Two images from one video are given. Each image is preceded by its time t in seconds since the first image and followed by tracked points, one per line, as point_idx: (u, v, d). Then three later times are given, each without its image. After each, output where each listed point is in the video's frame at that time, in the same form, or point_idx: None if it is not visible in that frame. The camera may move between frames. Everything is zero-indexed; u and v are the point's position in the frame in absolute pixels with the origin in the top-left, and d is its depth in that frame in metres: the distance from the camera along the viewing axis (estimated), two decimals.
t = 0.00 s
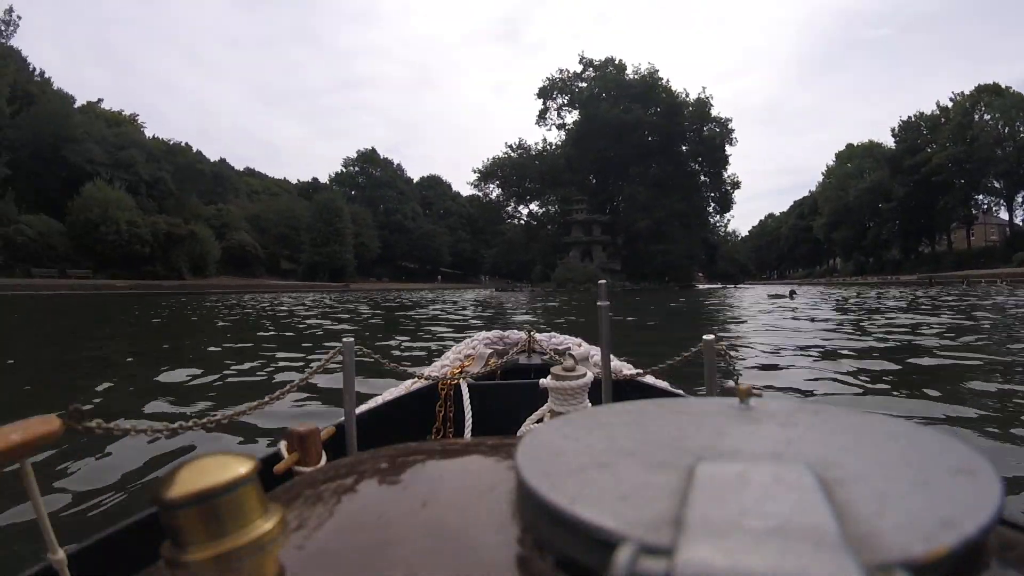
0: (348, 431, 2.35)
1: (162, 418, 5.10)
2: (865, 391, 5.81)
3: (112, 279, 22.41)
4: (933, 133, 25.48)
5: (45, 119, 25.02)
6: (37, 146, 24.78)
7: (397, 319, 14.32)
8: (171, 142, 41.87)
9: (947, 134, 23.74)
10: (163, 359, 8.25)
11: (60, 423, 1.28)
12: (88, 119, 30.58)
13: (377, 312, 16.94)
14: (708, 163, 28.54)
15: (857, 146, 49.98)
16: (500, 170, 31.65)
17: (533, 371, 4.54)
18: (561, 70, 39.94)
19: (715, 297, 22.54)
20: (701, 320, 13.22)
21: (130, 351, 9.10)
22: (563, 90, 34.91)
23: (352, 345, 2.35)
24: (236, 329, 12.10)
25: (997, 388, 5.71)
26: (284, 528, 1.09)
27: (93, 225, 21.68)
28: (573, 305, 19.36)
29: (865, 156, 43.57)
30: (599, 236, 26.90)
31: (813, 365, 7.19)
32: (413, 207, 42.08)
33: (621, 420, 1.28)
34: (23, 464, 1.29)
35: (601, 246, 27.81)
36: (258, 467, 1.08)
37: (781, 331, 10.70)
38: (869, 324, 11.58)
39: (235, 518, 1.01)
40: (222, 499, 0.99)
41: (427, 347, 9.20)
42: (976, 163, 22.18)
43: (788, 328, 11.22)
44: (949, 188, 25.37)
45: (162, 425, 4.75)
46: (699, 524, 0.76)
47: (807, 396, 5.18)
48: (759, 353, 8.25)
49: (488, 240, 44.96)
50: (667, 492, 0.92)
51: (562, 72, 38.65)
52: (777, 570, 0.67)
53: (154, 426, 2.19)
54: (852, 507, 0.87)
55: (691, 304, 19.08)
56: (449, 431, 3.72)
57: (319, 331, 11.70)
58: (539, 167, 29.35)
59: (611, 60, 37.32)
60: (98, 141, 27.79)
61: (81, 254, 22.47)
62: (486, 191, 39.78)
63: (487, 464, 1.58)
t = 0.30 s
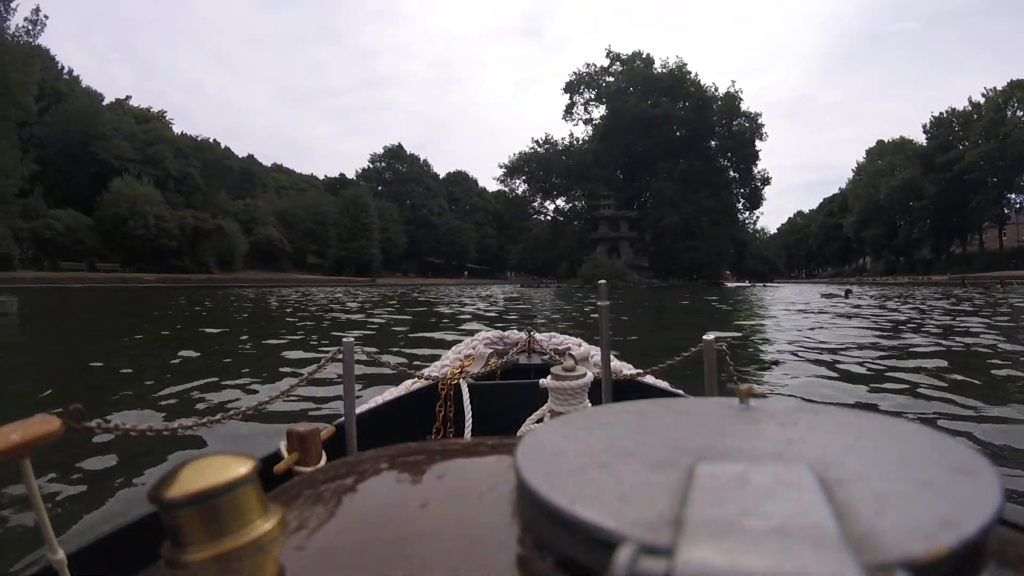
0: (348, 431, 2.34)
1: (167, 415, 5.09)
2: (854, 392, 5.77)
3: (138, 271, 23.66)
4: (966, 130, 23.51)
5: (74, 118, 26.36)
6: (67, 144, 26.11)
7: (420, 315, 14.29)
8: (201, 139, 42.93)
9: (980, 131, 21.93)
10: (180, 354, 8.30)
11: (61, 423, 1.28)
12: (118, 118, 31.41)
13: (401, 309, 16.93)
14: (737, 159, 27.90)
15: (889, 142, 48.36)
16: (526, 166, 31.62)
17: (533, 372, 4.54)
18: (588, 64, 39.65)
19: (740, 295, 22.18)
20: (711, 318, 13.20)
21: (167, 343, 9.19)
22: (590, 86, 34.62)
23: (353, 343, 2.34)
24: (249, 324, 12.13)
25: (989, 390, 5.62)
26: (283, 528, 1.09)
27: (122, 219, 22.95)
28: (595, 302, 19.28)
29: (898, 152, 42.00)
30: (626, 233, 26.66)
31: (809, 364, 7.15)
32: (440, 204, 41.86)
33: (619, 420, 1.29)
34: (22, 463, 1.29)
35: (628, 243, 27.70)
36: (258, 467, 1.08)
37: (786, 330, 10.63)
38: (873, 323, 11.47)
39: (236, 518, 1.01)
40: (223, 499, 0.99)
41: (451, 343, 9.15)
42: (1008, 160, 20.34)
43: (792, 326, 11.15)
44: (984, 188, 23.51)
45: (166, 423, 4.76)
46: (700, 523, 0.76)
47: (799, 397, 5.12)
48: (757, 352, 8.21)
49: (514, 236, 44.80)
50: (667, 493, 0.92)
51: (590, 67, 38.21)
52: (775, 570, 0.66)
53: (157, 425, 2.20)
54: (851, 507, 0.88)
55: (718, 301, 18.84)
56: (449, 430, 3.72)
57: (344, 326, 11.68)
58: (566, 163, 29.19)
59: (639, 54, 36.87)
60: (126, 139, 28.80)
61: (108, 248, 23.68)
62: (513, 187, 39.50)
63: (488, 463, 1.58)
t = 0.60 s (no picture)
0: (348, 431, 2.34)
1: (169, 412, 5.09)
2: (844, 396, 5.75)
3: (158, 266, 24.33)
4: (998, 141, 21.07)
5: (98, 115, 27.07)
6: (91, 140, 26.81)
7: (438, 317, 14.26)
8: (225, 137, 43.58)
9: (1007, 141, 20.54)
10: (191, 349, 8.35)
11: (61, 423, 1.28)
12: (143, 116, 31.94)
13: (419, 309, 16.90)
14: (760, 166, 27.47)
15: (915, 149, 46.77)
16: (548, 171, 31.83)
17: (533, 372, 4.54)
18: (611, 68, 39.71)
19: (757, 300, 21.89)
20: (719, 323, 13.20)
21: (195, 339, 9.28)
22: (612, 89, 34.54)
23: (354, 343, 2.33)
24: (259, 321, 12.19)
25: (982, 399, 5.55)
26: (284, 528, 1.09)
27: (143, 215, 23.63)
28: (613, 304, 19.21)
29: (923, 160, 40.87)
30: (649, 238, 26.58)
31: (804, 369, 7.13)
32: (460, 206, 41.74)
33: (621, 420, 1.28)
34: (22, 462, 1.29)
35: (650, 248, 27.65)
36: (258, 467, 1.08)
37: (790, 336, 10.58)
38: (883, 331, 11.34)
39: (235, 518, 1.01)
40: (223, 499, 0.99)
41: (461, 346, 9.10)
42: None
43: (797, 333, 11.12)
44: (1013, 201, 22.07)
45: (167, 422, 4.77)
46: (698, 523, 0.76)
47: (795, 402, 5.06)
48: (756, 356, 8.20)
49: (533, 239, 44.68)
50: (668, 492, 0.92)
51: (612, 71, 38.07)
52: (771, 569, 0.66)
53: (157, 425, 2.19)
54: (853, 508, 0.88)
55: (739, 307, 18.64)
56: (449, 430, 3.72)
57: (363, 327, 11.67)
58: (588, 168, 29.35)
59: (663, 57, 36.71)
60: (150, 137, 29.16)
61: (129, 243, 24.24)
62: (535, 191, 39.48)
63: (486, 464, 1.58)
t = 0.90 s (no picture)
0: (349, 431, 2.34)
1: (176, 413, 5.08)
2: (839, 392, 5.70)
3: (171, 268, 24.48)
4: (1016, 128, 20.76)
5: (109, 121, 27.46)
6: (102, 146, 27.15)
7: (448, 316, 14.18)
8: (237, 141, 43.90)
9: None
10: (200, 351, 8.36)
11: (62, 424, 1.28)
12: (155, 120, 32.21)
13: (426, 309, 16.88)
14: (775, 160, 27.04)
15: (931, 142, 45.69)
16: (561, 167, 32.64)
17: (533, 371, 4.54)
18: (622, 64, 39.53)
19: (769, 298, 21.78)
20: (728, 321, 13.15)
21: (209, 341, 9.27)
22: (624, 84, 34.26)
23: (353, 342, 2.33)
24: (266, 322, 12.21)
25: (978, 395, 5.48)
26: (285, 528, 1.09)
27: (156, 219, 23.77)
28: (627, 303, 19.11)
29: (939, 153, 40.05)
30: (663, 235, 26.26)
31: (803, 366, 7.09)
32: (473, 205, 41.63)
33: (620, 420, 1.28)
34: (22, 465, 1.29)
35: (664, 245, 27.49)
36: (258, 468, 1.08)
37: (797, 332, 10.49)
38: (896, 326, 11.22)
39: (235, 518, 1.01)
40: (221, 500, 0.99)
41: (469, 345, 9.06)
42: None
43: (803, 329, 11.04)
44: None
45: (171, 422, 4.76)
46: (698, 523, 0.76)
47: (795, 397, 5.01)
48: (757, 353, 8.16)
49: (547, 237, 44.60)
50: (668, 491, 0.92)
51: (623, 67, 37.84)
52: (772, 570, 0.66)
53: (160, 425, 2.20)
54: (854, 506, 0.87)
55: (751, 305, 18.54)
56: (449, 431, 3.71)
57: (375, 327, 11.61)
58: (599, 163, 30.08)
59: (674, 53, 36.47)
60: (161, 140, 29.30)
61: (142, 247, 24.35)
62: (547, 187, 39.52)
63: (485, 464, 1.57)
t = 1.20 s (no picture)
0: (348, 431, 2.33)
1: (183, 413, 5.07)
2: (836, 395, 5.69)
3: (180, 267, 24.55)
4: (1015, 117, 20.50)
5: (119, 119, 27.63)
6: (112, 144, 27.30)
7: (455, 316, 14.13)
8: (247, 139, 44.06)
9: None
10: (207, 350, 8.34)
11: (62, 424, 1.28)
12: (166, 119, 32.36)
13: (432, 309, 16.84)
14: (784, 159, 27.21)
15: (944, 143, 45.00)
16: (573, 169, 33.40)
17: (533, 372, 4.53)
18: (633, 63, 39.43)
19: (777, 299, 21.68)
20: (734, 322, 13.12)
21: (220, 340, 9.27)
22: (633, 83, 34.30)
23: (353, 341, 2.32)
24: (272, 321, 12.18)
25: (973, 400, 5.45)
26: (285, 529, 1.10)
27: (165, 216, 23.76)
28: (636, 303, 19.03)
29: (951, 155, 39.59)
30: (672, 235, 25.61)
31: (803, 369, 7.08)
32: (482, 205, 41.55)
33: (620, 421, 1.28)
34: (22, 463, 1.29)
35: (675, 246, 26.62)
36: (258, 468, 1.08)
37: (807, 335, 10.43)
38: (906, 330, 11.15)
39: (235, 517, 1.01)
40: (223, 498, 0.99)
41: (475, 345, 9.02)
42: None
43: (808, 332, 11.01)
44: None
45: (176, 422, 4.75)
46: (696, 524, 0.76)
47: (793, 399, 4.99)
48: (757, 356, 8.15)
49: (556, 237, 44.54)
50: (668, 491, 0.92)
51: (633, 65, 37.75)
52: (772, 570, 0.66)
53: (158, 425, 2.19)
54: (853, 505, 0.88)
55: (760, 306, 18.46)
56: (450, 430, 3.71)
57: (385, 327, 11.58)
58: (610, 163, 30.79)
59: (685, 51, 36.35)
60: (170, 138, 29.34)
61: (152, 245, 24.34)
62: (557, 187, 39.51)
63: (485, 465, 1.57)
